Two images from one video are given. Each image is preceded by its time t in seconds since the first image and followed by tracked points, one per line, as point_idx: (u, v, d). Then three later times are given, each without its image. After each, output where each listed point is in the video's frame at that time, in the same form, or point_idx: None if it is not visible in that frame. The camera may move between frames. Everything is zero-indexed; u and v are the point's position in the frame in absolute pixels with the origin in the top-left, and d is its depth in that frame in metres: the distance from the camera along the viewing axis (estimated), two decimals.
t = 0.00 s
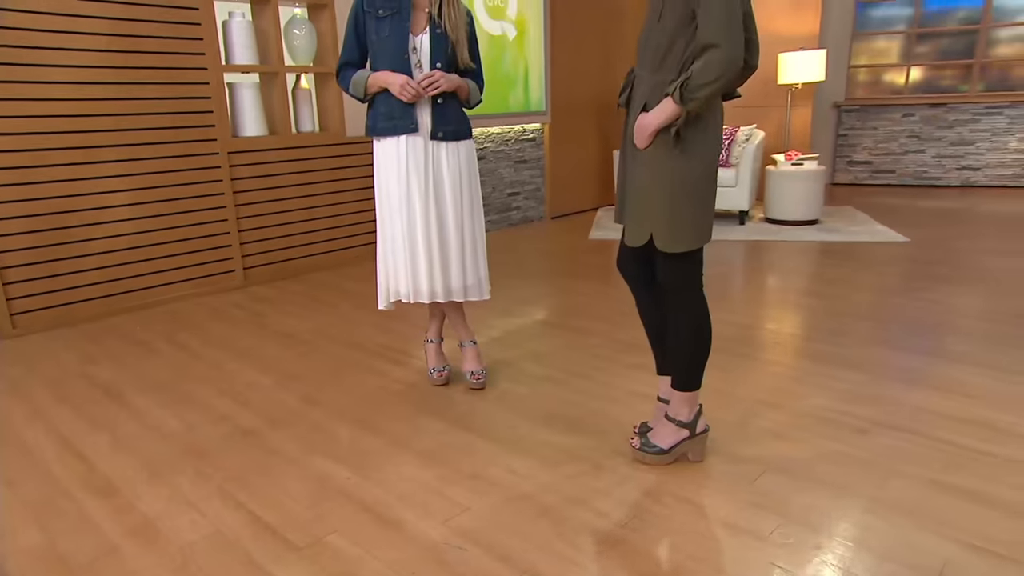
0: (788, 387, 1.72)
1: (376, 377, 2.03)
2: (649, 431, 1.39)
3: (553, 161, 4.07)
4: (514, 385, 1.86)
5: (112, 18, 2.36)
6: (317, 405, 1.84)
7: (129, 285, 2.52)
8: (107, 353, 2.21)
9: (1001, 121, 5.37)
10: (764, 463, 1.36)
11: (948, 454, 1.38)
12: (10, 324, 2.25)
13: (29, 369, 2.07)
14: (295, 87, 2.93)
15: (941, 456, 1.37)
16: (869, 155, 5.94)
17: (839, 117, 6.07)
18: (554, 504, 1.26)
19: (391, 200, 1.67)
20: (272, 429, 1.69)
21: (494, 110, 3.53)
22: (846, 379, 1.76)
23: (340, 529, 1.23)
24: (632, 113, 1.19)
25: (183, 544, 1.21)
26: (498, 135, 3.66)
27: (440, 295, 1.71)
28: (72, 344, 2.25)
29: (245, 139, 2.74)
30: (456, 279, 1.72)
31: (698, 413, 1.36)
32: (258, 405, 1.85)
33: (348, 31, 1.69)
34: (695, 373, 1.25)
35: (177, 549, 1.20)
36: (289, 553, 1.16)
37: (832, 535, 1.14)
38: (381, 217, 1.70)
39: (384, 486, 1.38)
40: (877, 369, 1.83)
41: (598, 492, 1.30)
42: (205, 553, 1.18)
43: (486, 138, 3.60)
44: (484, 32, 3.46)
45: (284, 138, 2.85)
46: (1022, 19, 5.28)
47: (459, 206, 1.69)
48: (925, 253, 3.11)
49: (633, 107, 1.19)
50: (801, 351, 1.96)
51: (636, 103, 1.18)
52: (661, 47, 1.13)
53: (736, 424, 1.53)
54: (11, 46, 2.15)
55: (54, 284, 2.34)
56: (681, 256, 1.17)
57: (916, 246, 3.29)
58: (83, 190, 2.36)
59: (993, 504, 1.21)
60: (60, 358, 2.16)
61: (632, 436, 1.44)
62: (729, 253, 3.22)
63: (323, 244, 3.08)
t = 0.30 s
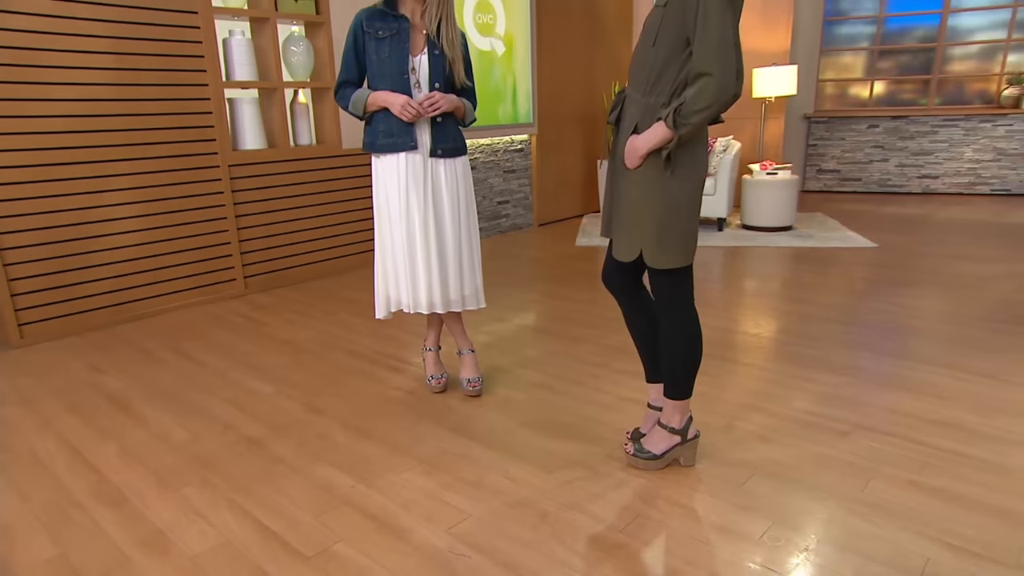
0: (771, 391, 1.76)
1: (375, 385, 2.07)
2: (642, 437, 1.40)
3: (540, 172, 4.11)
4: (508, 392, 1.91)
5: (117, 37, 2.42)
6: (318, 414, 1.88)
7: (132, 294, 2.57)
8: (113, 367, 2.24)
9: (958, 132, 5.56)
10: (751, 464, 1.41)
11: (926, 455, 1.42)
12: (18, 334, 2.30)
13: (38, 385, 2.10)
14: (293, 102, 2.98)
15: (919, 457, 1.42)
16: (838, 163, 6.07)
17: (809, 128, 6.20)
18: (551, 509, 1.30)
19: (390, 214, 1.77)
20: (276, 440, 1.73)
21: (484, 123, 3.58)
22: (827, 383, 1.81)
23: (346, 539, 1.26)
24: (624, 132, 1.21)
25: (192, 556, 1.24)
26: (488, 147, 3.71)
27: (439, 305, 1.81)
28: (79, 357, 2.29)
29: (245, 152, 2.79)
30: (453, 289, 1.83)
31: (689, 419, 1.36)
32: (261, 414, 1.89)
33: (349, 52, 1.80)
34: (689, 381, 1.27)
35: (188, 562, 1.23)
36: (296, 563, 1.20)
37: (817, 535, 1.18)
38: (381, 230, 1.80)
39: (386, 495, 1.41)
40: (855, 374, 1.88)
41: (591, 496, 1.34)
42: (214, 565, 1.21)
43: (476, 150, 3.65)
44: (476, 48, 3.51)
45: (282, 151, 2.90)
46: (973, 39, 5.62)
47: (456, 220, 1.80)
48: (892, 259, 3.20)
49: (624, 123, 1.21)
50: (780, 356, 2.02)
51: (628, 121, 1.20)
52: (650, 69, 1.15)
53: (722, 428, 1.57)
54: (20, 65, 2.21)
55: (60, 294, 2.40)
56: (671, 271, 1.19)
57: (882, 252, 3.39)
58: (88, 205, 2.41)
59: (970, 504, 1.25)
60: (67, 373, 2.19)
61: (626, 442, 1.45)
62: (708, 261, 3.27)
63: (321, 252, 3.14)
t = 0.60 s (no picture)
0: (761, 395, 1.80)
1: (379, 391, 2.11)
2: (643, 445, 1.42)
3: (532, 180, 4.13)
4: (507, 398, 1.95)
5: (126, 54, 2.47)
6: (324, 421, 1.92)
7: (142, 303, 2.63)
8: (124, 377, 2.28)
9: (924, 143, 5.64)
10: (745, 468, 1.44)
11: (913, 457, 1.46)
12: (32, 343, 2.37)
13: (52, 396, 2.15)
14: (296, 115, 3.01)
15: (906, 459, 1.45)
16: (813, 172, 6.13)
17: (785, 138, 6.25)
18: (556, 515, 1.33)
19: (400, 232, 1.89)
20: (286, 448, 1.76)
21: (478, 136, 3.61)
22: (817, 388, 1.85)
23: (359, 548, 1.30)
24: (627, 153, 1.21)
25: (208, 568, 1.28)
26: (482, 157, 3.75)
27: (446, 316, 1.95)
28: (90, 369, 2.32)
29: (250, 165, 2.83)
30: (459, 300, 1.97)
31: (689, 426, 1.39)
32: (269, 423, 1.93)
33: (355, 66, 1.89)
34: (689, 391, 1.30)
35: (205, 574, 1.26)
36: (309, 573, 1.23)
37: (810, 538, 1.21)
38: (390, 248, 1.92)
39: (394, 504, 1.45)
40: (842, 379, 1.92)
41: (591, 501, 1.37)
42: None
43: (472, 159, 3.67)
44: (472, 63, 3.53)
45: (285, 164, 2.93)
46: (937, 55, 5.75)
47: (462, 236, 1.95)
48: (865, 266, 3.29)
49: (631, 139, 1.21)
50: (766, 360, 2.05)
51: (633, 137, 1.20)
52: (657, 89, 1.15)
53: (717, 432, 1.60)
54: (31, 83, 2.26)
55: (72, 304, 2.46)
56: (675, 287, 1.21)
57: (858, 257, 3.44)
58: (100, 217, 2.47)
59: (957, 505, 1.28)
60: (80, 383, 2.23)
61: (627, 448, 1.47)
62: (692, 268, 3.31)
63: (325, 260, 3.18)
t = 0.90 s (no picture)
0: (758, 400, 1.85)
1: (384, 399, 2.15)
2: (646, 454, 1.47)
3: (526, 192, 4.17)
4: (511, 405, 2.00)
5: (136, 70, 2.53)
6: (332, 430, 1.96)
7: (150, 313, 2.67)
8: (135, 386, 2.32)
9: (894, 151, 5.72)
10: (747, 473, 1.49)
11: (903, 460, 1.51)
12: (44, 352, 2.43)
13: (64, 405, 2.19)
14: (299, 127, 3.05)
15: (899, 463, 1.50)
16: (791, 179, 6.17)
17: (765, 147, 6.27)
18: (564, 523, 1.38)
19: (406, 245, 1.94)
20: (297, 457, 1.81)
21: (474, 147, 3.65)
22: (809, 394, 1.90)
23: (375, 556, 1.35)
24: (639, 174, 1.23)
25: None
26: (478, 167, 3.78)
27: (450, 326, 2.00)
28: (100, 380, 2.36)
29: (256, 176, 2.88)
30: (462, 311, 2.02)
31: (692, 434, 1.44)
32: (279, 432, 1.98)
33: (361, 85, 1.93)
34: (691, 401, 1.34)
35: None
36: None
37: (811, 541, 1.26)
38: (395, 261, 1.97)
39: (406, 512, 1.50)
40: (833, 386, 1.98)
41: (596, 509, 1.42)
42: None
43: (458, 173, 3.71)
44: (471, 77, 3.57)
45: (288, 176, 2.97)
46: (904, 70, 5.84)
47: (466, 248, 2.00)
48: (843, 271, 3.37)
49: (643, 158, 1.23)
50: (758, 364, 2.11)
51: (646, 155, 1.22)
52: (671, 107, 1.17)
53: (716, 438, 1.65)
54: (44, 100, 2.32)
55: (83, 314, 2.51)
56: (681, 301, 1.25)
57: (837, 263, 3.51)
58: (108, 229, 2.53)
59: (947, 507, 1.34)
60: (91, 393, 2.27)
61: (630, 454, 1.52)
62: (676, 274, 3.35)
63: (327, 267, 3.21)
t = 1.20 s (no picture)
0: (754, 404, 1.95)
1: (392, 407, 2.24)
2: (652, 460, 1.58)
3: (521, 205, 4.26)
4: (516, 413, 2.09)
5: (145, 85, 2.60)
6: (344, 439, 2.05)
7: (159, 320, 2.74)
8: (147, 395, 2.39)
9: (867, 160, 5.86)
10: (744, 477, 1.59)
11: (895, 462, 1.62)
12: (57, 361, 2.49)
13: (79, 416, 2.25)
14: (302, 139, 3.12)
15: (885, 465, 1.61)
16: (771, 185, 6.23)
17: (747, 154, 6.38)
18: (577, 527, 1.48)
19: (414, 256, 2.02)
20: (315, 467, 1.89)
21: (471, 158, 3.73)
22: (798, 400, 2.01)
23: (403, 560, 1.44)
24: (650, 190, 1.30)
25: None
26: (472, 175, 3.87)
27: (456, 336, 2.09)
28: (114, 389, 2.43)
29: (261, 187, 2.95)
30: (468, 321, 2.11)
31: (695, 441, 1.55)
32: (293, 441, 2.05)
33: (372, 104, 2.01)
34: (696, 411, 1.44)
35: None
36: None
37: (806, 540, 1.36)
38: (405, 275, 2.07)
39: (423, 520, 1.59)
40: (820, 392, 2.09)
41: (604, 514, 1.52)
42: None
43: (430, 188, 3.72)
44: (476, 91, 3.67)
45: (291, 187, 3.05)
46: (876, 82, 6.03)
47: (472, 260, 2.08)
48: (822, 275, 3.49)
49: (653, 175, 1.29)
50: (748, 369, 2.22)
51: (657, 173, 1.28)
52: (679, 129, 1.24)
53: (716, 443, 1.75)
54: (57, 115, 2.39)
55: (95, 324, 2.58)
56: (689, 316, 1.33)
57: (819, 267, 3.64)
58: (117, 239, 2.59)
59: (932, 506, 1.45)
60: (104, 403, 2.33)
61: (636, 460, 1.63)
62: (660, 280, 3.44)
63: (330, 274, 3.29)
